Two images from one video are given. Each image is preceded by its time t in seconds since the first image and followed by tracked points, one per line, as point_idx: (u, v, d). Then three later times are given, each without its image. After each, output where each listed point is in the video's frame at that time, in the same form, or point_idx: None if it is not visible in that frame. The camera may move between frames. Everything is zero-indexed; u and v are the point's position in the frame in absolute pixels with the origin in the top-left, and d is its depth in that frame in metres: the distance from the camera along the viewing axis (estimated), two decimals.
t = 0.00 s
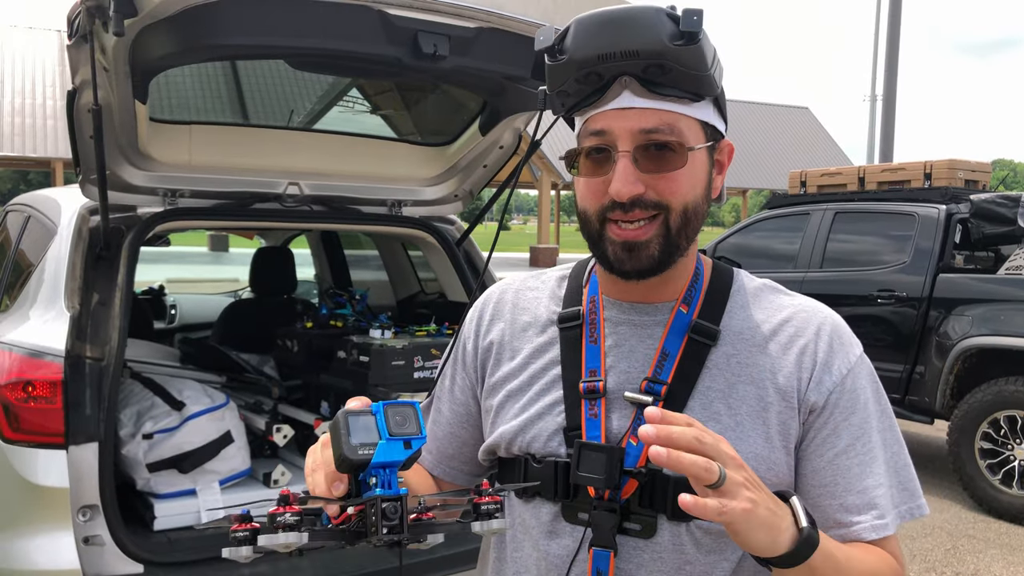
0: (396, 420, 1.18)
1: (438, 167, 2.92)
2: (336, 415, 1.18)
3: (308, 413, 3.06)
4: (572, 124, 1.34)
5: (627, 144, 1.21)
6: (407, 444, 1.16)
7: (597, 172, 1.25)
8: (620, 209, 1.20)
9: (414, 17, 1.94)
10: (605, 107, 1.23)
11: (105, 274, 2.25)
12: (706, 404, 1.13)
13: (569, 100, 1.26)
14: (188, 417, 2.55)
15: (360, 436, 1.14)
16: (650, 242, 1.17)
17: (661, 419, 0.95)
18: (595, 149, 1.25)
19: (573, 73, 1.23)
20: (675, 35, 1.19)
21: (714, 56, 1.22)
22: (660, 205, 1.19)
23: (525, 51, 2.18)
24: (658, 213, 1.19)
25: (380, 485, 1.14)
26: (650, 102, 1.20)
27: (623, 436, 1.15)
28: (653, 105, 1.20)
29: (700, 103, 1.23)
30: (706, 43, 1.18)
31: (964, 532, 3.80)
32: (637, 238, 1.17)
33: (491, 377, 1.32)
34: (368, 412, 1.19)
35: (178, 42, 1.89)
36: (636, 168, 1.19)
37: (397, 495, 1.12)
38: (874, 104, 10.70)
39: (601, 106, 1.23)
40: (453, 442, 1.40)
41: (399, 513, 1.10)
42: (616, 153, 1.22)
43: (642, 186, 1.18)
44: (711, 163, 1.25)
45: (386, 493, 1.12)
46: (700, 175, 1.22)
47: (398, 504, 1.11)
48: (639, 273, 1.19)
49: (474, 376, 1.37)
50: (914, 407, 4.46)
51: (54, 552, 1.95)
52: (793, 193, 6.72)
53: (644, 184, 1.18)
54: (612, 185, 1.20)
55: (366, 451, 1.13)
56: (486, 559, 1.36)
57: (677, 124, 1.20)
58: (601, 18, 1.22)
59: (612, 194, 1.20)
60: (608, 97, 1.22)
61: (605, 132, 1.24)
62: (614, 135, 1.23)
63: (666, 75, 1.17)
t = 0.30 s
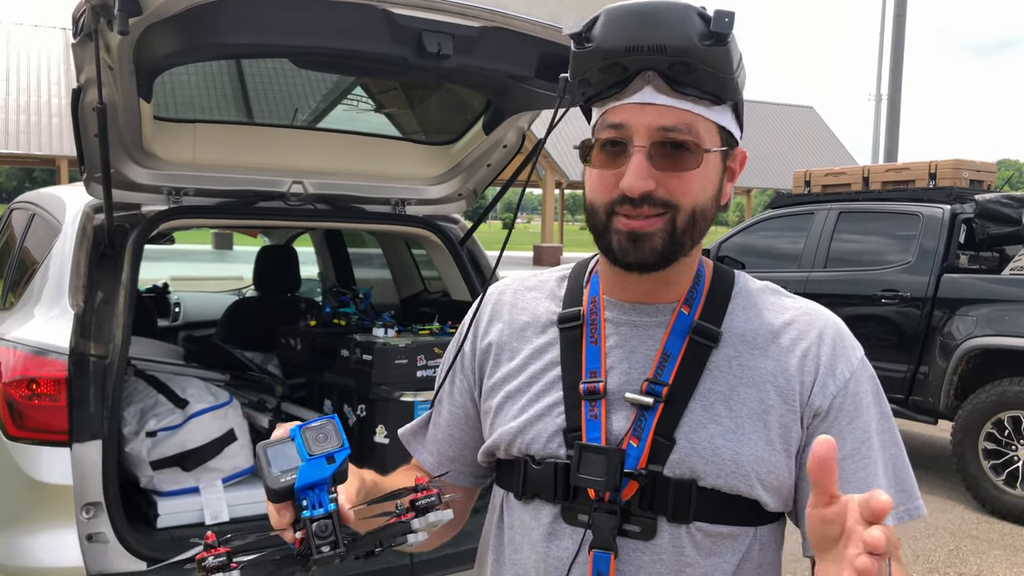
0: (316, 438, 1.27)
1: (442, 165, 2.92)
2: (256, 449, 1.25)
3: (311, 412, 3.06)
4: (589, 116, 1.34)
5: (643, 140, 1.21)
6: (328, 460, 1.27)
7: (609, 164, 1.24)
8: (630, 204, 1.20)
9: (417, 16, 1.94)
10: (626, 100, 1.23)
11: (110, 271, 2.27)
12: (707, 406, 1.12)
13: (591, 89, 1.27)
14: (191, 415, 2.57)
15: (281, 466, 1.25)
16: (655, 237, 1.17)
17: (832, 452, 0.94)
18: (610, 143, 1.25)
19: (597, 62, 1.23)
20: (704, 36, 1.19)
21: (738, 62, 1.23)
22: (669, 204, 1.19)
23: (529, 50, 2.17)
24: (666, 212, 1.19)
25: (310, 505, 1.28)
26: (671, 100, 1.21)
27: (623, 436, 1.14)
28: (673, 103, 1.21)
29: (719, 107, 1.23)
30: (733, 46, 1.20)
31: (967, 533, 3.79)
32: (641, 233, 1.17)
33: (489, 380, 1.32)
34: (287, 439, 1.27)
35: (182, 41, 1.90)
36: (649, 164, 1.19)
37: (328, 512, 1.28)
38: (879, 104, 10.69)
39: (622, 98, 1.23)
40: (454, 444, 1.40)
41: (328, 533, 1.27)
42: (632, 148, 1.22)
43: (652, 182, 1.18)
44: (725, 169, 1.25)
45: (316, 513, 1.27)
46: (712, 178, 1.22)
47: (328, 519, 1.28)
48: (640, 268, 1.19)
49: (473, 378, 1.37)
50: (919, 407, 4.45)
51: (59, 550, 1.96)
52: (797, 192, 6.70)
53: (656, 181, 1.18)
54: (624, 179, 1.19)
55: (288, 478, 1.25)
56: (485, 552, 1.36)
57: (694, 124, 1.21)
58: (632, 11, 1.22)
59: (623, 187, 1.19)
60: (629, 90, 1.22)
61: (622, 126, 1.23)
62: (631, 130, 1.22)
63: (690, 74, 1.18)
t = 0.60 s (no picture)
0: (283, 447, 1.28)
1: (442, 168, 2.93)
2: (226, 464, 1.27)
3: (312, 415, 3.06)
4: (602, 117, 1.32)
5: (665, 145, 1.21)
6: (297, 467, 1.28)
7: (626, 167, 1.24)
8: (646, 208, 1.20)
9: (416, 20, 1.94)
10: (652, 103, 1.22)
11: (110, 275, 2.29)
12: (699, 412, 1.13)
13: (614, 89, 1.24)
14: (192, 419, 2.58)
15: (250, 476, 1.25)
16: (667, 245, 1.18)
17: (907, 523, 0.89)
18: (628, 145, 1.24)
19: (627, 63, 1.21)
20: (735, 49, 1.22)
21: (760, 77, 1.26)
22: (683, 212, 1.20)
23: (527, 54, 2.18)
24: (680, 219, 1.20)
25: (280, 514, 1.25)
26: (696, 107, 1.21)
27: (617, 441, 1.15)
28: (697, 111, 1.21)
29: (736, 119, 1.25)
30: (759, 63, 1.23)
31: (968, 534, 3.79)
32: (656, 239, 1.18)
33: (485, 385, 1.32)
34: (256, 450, 1.28)
35: (182, 46, 1.90)
36: (668, 170, 1.20)
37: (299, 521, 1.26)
38: (879, 104, 10.70)
39: (646, 101, 1.22)
40: (452, 450, 1.41)
41: (298, 540, 1.23)
42: (652, 152, 1.22)
43: (671, 189, 1.19)
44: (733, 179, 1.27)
45: (286, 521, 1.25)
46: (723, 188, 1.23)
47: (297, 527, 1.25)
48: (652, 274, 1.19)
49: (469, 383, 1.38)
50: (919, 408, 4.45)
51: (59, 553, 1.96)
52: (797, 194, 6.71)
53: (673, 187, 1.19)
54: (644, 183, 1.19)
55: (257, 488, 1.24)
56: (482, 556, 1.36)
57: (714, 133, 1.22)
58: (669, 15, 1.22)
59: (642, 191, 1.20)
60: (654, 94, 1.22)
61: (644, 129, 1.22)
62: (652, 134, 1.22)
63: (718, 84, 1.20)
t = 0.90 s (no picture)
0: (265, 470, 1.23)
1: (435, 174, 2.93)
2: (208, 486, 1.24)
3: (308, 421, 3.05)
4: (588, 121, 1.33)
5: (653, 141, 1.21)
6: (277, 491, 1.22)
7: (616, 167, 1.23)
8: (641, 207, 1.19)
9: (409, 25, 1.94)
10: (635, 101, 1.23)
11: (104, 284, 2.25)
12: (700, 421, 1.12)
13: (597, 92, 1.25)
14: (187, 426, 2.55)
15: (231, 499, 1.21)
16: (664, 244, 1.17)
17: None
18: (617, 145, 1.24)
19: (607, 63, 1.22)
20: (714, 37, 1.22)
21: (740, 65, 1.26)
22: (677, 208, 1.19)
23: (521, 58, 2.18)
24: (675, 215, 1.19)
25: (259, 539, 1.20)
26: (680, 101, 1.22)
27: (616, 449, 1.15)
28: (682, 104, 1.22)
29: (722, 110, 1.25)
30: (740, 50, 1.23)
31: (967, 535, 3.79)
32: (652, 238, 1.17)
33: (484, 392, 1.32)
34: (238, 472, 1.24)
35: (175, 53, 1.90)
36: (659, 166, 1.19)
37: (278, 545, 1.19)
38: (874, 106, 10.74)
39: (630, 100, 1.23)
40: (451, 458, 1.40)
41: (276, 564, 1.16)
42: (641, 149, 1.21)
43: (664, 184, 1.18)
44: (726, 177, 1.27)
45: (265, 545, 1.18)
46: (716, 184, 1.23)
47: (276, 551, 1.17)
48: (650, 274, 1.18)
49: (467, 391, 1.37)
50: (916, 410, 4.45)
51: (55, 563, 1.95)
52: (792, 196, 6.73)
53: (666, 183, 1.18)
54: (635, 179, 1.18)
55: (237, 512, 1.20)
56: (480, 563, 1.35)
57: (702, 127, 1.22)
58: (645, 11, 1.23)
59: (635, 188, 1.18)
60: (637, 92, 1.23)
61: (632, 128, 1.22)
62: (639, 132, 1.22)
63: (700, 74, 1.20)
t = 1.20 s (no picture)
0: (289, 482, 1.21)
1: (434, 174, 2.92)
2: (229, 493, 1.20)
3: (307, 423, 3.05)
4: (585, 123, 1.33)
5: (651, 145, 1.21)
6: (301, 506, 1.20)
7: (613, 170, 1.23)
8: (639, 210, 1.19)
9: (407, 25, 1.94)
10: (632, 104, 1.22)
11: (103, 286, 2.27)
12: (704, 418, 1.12)
13: (593, 96, 1.25)
14: (186, 428, 2.55)
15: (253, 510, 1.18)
16: (665, 247, 1.17)
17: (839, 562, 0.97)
18: (615, 148, 1.24)
19: (603, 67, 1.22)
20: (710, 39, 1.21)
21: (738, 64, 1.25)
22: (677, 210, 1.19)
23: (519, 58, 2.18)
24: (674, 218, 1.19)
25: (281, 554, 1.17)
26: (678, 103, 1.21)
27: (620, 450, 1.14)
28: (679, 107, 1.21)
29: (719, 110, 1.25)
30: (738, 51, 1.22)
31: (966, 534, 3.79)
32: (652, 242, 1.17)
33: (484, 394, 1.32)
34: (260, 483, 1.22)
35: (172, 55, 1.90)
36: (658, 169, 1.19)
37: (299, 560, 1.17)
38: (871, 104, 10.77)
39: (626, 103, 1.23)
40: (450, 459, 1.40)
41: None
42: (639, 153, 1.21)
43: (663, 188, 1.18)
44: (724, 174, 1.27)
45: (286, 561, 1.16)
46: (715, 184, 1.23)
47: (298, 567, 1.16)
48: (651, 277, 1.18)
49: (467, 392, 1.37)
50: (915, 408, 4.45)
51: (54, 565, 1.95)
52: (790, 195, 6.73)
53: (665, 186, 1.19)
54: (634, 184, 1.18)
55: (259, 524, 1.17)
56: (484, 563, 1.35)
57: (699, 128, 1.22)
58: (640, 14, 1.22)
59: (633, 193, 1.19)
60: (634, 95, 1.22)
61: (629, 131, 1.22)
62: (637, 135, 1.22)
63: (697, 76, 1.19)
